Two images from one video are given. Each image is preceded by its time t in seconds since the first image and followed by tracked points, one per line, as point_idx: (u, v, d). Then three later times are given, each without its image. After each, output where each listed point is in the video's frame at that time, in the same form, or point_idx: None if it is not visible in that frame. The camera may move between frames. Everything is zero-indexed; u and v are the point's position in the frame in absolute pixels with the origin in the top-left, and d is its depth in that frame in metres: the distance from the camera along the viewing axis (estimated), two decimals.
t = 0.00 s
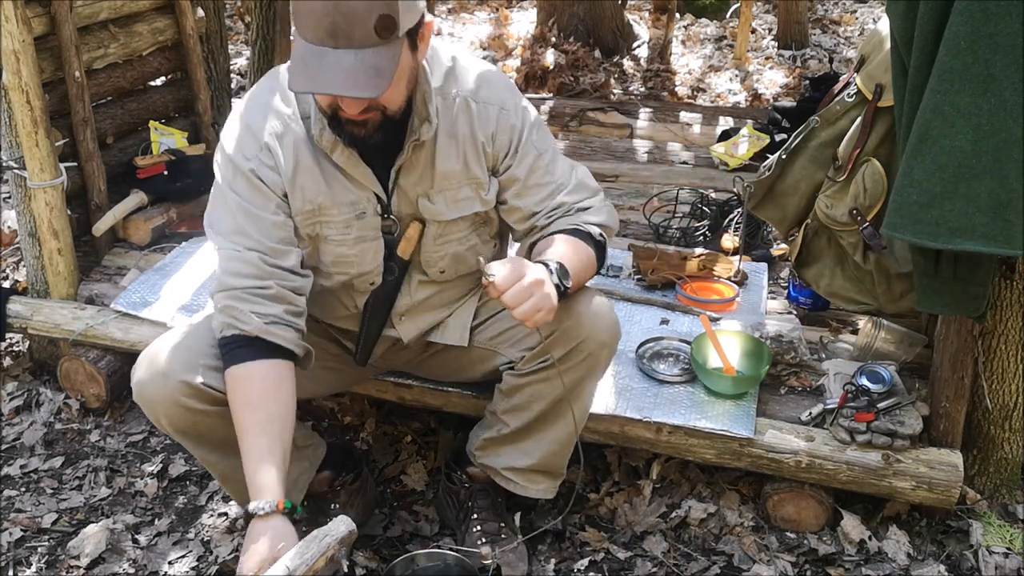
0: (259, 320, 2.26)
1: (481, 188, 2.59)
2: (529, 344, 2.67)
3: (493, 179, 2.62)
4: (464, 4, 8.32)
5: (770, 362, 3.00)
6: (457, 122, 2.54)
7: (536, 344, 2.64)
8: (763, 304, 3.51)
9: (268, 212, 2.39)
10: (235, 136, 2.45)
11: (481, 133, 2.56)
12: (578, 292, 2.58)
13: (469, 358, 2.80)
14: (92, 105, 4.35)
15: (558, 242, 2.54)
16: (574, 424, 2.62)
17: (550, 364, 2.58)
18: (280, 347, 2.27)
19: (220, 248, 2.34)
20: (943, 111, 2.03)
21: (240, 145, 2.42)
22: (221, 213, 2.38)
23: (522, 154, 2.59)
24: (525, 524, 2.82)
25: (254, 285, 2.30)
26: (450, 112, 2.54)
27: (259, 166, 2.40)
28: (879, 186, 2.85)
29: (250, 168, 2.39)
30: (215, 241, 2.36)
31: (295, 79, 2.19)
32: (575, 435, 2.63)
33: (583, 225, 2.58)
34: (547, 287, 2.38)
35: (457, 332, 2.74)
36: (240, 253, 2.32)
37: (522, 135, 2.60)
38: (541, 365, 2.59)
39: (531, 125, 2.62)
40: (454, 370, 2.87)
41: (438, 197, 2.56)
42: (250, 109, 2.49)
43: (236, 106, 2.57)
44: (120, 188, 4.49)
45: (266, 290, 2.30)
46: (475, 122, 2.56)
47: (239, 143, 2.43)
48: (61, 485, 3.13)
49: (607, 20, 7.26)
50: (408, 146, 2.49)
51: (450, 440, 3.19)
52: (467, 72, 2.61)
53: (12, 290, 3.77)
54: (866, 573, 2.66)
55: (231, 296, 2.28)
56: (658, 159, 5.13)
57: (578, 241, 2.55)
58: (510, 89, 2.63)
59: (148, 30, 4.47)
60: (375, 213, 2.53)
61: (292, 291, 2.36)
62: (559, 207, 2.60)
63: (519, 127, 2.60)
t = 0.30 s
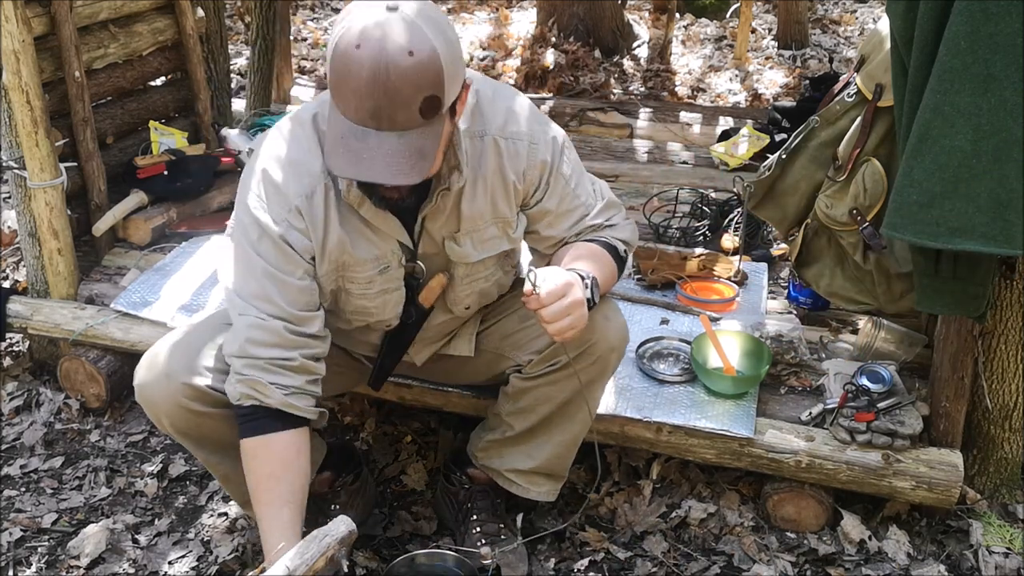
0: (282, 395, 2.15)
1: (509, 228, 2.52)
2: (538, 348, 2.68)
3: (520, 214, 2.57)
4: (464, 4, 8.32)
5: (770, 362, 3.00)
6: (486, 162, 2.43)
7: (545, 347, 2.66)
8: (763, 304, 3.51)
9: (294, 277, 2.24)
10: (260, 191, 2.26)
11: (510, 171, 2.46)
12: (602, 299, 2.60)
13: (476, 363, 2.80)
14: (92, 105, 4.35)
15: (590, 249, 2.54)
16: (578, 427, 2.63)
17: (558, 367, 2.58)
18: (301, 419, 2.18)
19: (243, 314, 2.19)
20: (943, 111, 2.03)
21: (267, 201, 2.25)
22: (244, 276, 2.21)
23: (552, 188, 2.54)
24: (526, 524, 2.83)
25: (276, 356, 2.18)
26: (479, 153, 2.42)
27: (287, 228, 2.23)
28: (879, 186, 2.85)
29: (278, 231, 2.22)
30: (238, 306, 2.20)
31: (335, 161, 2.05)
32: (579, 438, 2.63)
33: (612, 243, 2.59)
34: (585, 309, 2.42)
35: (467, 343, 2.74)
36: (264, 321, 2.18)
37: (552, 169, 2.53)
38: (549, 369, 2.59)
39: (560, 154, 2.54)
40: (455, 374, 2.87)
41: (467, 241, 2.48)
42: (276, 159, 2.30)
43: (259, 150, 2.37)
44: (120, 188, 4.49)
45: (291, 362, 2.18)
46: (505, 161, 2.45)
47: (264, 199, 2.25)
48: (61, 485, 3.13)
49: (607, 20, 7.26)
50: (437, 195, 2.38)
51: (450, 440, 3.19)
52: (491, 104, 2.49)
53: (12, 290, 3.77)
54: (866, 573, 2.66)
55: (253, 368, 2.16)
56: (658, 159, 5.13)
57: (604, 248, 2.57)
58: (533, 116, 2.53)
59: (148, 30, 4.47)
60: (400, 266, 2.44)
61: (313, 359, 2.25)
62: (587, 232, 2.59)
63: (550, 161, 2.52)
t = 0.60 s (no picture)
0: (291, 421, 2.15)
1: (516, 241, 2.52)
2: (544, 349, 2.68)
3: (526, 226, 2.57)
4: (464, 4, 8.32)
5: (770, 362, 3.00)
6: (494, 179, 2.41)
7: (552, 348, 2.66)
8: (763, 304, 3.51)
9: (301, 302, 2.23)
10: (267, 217, 2.24)
11: (519, 186, 2.44)
12: (608, 301, 2.60)
13: (478, 364, 2.81)
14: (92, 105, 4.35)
15: (596, 251, 2.56)
16: (582, 428, 2.62)
17: (562, 368, 2.58)
18: (309, 443, 2.19)
19: (251, 341, 2.18)
20: (943, 111, 2.03)
21: (274, 226, 2.23)
22: (251, 301, 2.20)
23: (559, 198, 2.55)
24: (526, 525, 2.83)
25: (285, 381, 2.18)
26: (486, 169, 2.41)
27: (294, 254, 2.22)
28: (879, 186, 2.85)
29: (285, 258, 2.20)
30: (245, 333, 2.19)
31: (340, 191, 2.04)
32: (583, 439, 2.63)
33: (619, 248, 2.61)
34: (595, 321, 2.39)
35: (470, 348, 2.74)
36: (272, 348, 2.17)
37: (559, 180, 2.53)
38: (553, 370, 2.59)
39: (566, 165, 2.54)
40: (457, 377, 2.88)
41: (475, 256, 2.48)
42: (282, 183, 2.27)
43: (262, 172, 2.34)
44: (120, 188, 4.49)
45: (299, 388, 2.18)
46: (514, 176, 2.43)
47: (271, 224, 2.23)
48: (61, 485, 3.13)
49: (607, 20, 7.26)
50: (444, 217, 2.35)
51: (450, 440, 3.19)
52: (497, 117, 2.47)
53: (12, 290, 3.77)
54: (866, 572, 2.66)
55: (262, 394, 2.16)
56: (658, 159, 5.13)
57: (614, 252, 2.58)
58: (538, 127, 2.52)
59: (148, 30, 4.47)
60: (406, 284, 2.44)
61: (321, 384, 2.25)
62: (593, 238, 2.61)
63: (557, 173, 2.51)
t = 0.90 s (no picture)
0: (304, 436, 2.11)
1: (515, 249, 2.52)
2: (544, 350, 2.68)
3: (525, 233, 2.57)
4: (464, 4, 8.32)
5: (771, 362, 3.00)
6: (491, 188, 2.42)
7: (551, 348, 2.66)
8: (763, 304, 3.50)
9: (305, 316, 2.22)
10: (267, 232, 2.24)
11: (517, 195, 2.44)
12: (608, 303, 2.60)
13: (478, 365, 2.81)
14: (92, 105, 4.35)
15: (595, 254, 2.56)
16: (583, 429, 2.63)
17: (563, 368, 2.58)
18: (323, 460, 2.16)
19: (258, 358, 2.14)
20: (942, 111, 2.03)
21: (274, 242, 2.23)
22: (255, 318, 2.17)
23: (557, 203, 2.54)
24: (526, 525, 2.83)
25: (294, 397, 2.14)
26: (483, 178, 2.41)
27: (297, 269, 2.21)
28: (879, 186, 2.85)
29: (289, 272, 2.20)
30: (249, 349, 2.15)
31: (321, 203, 2.02)
32: (583, 440, 2.63)
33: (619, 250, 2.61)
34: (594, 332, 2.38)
35: (471, 350, 2.74)
36: (281, 363, 2.14)
37: (557, 185, 2.52)
38: (554, 370, 2.59)
39: (563, 168, 2.53)
40: (457, 378, 2.88)
41: (475, 265, 2.48)
42: (280, 200, 2.28)
43: (257, 192, 2.35)
44: (120, 188, 4.49)
45: (308, 404, 2.15)
46: (511, 184, 2.43)
47: (272, 239, 2.23)
48: (61, 485, 3.13)
49: (607, 20, 7.26)
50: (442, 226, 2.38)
51: (450, 440, 3.18)
52: (492, 126, 2.48)
53: (12, 290, 3.77)
54: (866, 573, 2.66)
55: (275, 411, 2.11)
56: (658, 159, 5.13)
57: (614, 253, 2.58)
58: (534, 132, 2.51)
59: (148, 30, 4.47)
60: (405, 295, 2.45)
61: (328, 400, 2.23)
62: (592, 239, 2.61)
63: (554, 178, 2.51)
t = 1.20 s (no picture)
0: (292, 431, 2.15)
1: (514, 252, 2.53)
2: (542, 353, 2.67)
3: (525, 236, 2.57)
4: (464, 4, 8.33)
5: (771, 363, 3.00)
6: (490, 193, 2.42)
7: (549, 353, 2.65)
8: (763, 304, 3.50)
9: (298, 312, 2.22)
10: (259, 229, 2.24)
11: (516, 198, 2.45)
12: (608, 305, 2.60)
13: (477, 367, 2.81)
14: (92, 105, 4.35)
15: (595, 258, 2.56)
16: (583, 430, 2.63)
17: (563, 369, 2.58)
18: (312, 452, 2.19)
19: (247, 354, 2.16)
20: (943, 111, 2.03)
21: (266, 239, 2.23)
22: (246, 314, 2.19)
23: (557, 207, 2.54)
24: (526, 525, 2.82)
25: (283, 392, 2.17)
26: (483, 180, 2.41)
27: (288, 266, 2.22)
28: (879, 186, 2.85)
29: (279, 270, 2.20)
30: (241, 346, 2.17)
31: (318, 205, 2.03)
32: (583, 441, 2.64)
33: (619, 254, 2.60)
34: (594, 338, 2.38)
35: (468, 351, 2.74)
36: (269, 359, 2.16)
37: (557, 188, 2.52)
38: (554, 372, 2.59)
39: (563, 172, 2.53)
40: (455, 378, 2.88)
41: (472, 267, 2.48)
42: (276, 197, 2.28)
43: (253, 187, 2.35)
44: (120, 188, 4.49)
45: (297, 399, 2.18)
46: (511, 187, 2.43)
47: (264, 236, 2.23)
48: (61, 485, 3.13)
49: (607, 20, 7.26)
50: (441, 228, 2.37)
51: (450, 440, 3.18)
52: (492, 128, 2.47)
53: (12, 290, 3.77)
54: (866, 572, 2.66)
55: (263, 407, 2.15)
56: (658, 159, 5.13)
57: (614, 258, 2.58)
58: (535, 135, 2.51)
59: (148, 30, 4.47)
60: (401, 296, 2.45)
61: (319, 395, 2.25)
62: (592, 242, 2.61)
63: (554, 181, 2.50)
